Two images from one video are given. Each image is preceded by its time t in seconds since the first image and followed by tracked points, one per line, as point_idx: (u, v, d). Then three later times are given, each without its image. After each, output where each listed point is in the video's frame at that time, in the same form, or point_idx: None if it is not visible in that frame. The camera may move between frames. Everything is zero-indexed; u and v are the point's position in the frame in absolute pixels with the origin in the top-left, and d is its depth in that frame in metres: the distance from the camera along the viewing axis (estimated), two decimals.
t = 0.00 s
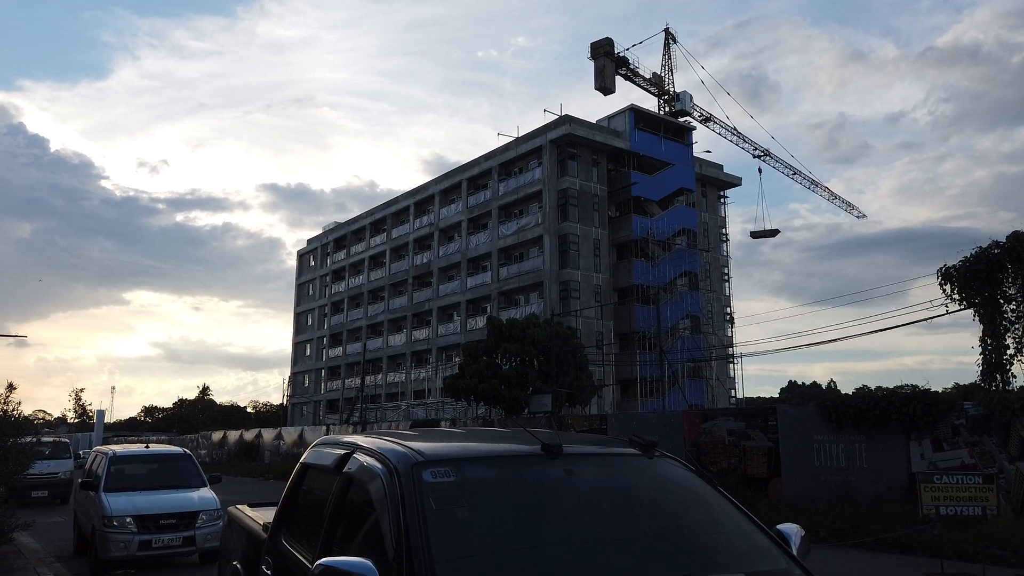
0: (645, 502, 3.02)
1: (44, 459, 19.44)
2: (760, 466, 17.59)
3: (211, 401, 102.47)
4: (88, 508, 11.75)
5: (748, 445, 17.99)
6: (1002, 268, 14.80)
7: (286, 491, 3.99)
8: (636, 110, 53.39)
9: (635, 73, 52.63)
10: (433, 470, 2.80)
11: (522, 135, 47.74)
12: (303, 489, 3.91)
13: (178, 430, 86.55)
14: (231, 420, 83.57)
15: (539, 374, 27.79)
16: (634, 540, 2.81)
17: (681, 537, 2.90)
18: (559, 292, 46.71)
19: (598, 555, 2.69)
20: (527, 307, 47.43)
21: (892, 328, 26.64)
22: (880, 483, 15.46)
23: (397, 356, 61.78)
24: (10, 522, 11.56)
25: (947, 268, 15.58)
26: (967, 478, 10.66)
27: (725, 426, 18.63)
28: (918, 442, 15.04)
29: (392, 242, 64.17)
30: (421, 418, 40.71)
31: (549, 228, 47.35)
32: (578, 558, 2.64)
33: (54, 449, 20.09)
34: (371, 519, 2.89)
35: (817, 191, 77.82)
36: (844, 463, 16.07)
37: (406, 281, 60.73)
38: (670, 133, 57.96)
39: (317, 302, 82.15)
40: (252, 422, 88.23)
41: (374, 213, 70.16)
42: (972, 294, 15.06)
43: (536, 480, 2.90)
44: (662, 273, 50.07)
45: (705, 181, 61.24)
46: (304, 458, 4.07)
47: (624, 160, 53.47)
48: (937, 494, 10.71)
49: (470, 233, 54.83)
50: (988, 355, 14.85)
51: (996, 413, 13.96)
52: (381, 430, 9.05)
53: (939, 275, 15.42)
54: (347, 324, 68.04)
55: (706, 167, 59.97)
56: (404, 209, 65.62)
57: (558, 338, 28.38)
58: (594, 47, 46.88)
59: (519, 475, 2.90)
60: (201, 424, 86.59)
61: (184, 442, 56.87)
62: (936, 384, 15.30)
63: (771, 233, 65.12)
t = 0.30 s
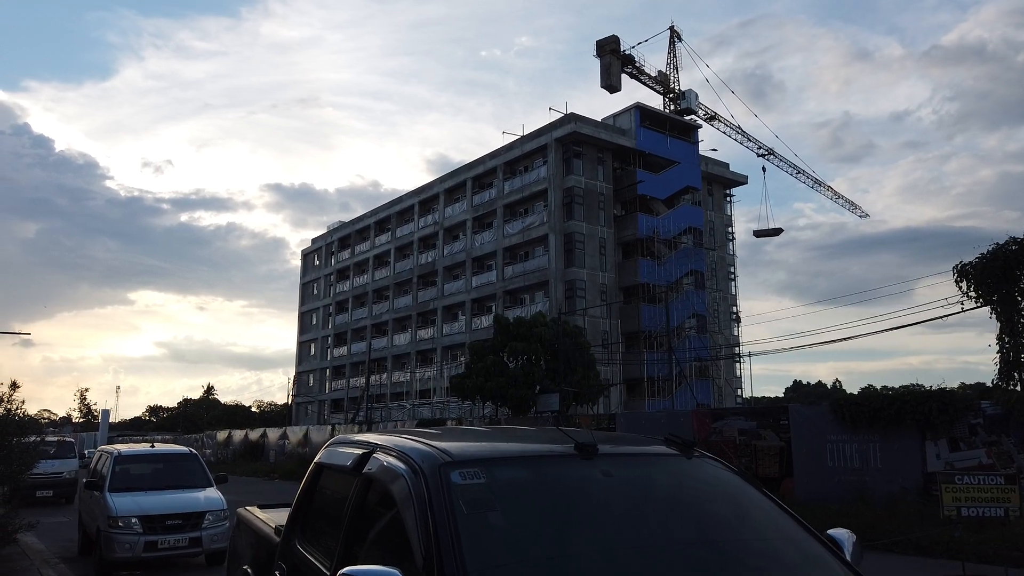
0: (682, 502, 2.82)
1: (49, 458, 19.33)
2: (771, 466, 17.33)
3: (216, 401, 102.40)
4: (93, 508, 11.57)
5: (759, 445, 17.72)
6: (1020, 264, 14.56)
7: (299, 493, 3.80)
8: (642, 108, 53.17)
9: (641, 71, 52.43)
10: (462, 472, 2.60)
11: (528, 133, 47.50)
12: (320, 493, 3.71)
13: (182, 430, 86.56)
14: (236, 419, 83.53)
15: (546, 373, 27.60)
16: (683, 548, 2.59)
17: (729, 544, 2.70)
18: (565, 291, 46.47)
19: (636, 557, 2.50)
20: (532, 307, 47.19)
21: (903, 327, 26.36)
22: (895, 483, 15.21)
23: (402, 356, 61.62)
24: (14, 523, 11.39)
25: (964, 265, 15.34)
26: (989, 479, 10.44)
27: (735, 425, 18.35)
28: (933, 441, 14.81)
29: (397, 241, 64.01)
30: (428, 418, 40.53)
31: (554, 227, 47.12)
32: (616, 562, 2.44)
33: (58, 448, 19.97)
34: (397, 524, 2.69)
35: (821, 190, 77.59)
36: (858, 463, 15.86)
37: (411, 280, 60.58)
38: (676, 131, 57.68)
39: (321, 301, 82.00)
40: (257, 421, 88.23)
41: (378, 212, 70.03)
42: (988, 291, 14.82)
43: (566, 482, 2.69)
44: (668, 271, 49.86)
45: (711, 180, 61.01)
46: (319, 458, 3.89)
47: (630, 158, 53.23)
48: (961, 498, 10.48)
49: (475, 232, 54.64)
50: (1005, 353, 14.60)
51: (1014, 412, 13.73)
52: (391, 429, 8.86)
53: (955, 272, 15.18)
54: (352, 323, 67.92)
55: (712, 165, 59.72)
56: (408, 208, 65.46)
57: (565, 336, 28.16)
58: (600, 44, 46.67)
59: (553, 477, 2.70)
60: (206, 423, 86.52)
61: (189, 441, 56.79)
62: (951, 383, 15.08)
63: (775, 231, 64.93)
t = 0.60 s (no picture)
0: (738, 510, 2.65)
1: (55, 459, 19.22)
2: (784, 468, 17.11)
3: (221, 402, 102.37)
4: (101, 509, 11.43)
5: (772, 446, 17.48)
6: None
7: (322, 498, 3.64)
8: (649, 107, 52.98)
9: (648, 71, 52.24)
10: (504, 477, 2.42)
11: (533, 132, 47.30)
12: (343, 498, 3.53)
13: (188, 430, 86.59)
14: (241, 420, 83.53)
15: (554, 373, 27.44)
16: (744, 559, 2.42)
17: (793, 555, 2.53)
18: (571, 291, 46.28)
19: (696, 568, 2.32)
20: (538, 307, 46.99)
21: (914, 328, 26.12)
22: (910, 486, 15.01)
23: (407, 356, 61.48)
24: (21, 524, 11.26)
25: (980, 264, 15.10)
26: (1013, 481, 10.24)
27: (748, 426, 18.14)
28: (951, 443, 14.61)
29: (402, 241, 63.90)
30: (434, 418, 40.42)
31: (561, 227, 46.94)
32: None
33: (65, 448, 19.86)
34: (434, 532, 2.51)
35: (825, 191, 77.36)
36: (874, 465, 15.66)
37: (416, 281, 60.45)
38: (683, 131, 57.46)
39: (326, 301, 81.96)
40: (263, 422, 88.21)
41: (384, 212, 69.97)
42: (1006, 291, 14.59)
43: (612, 487, 2.52)
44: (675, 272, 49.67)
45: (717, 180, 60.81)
46: (342, 461, 3.72)
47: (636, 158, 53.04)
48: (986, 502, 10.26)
49: (481, 232, 54.49)
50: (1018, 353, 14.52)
51: None
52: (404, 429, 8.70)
53: (972, 271, 14.94)
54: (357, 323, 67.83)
55: (719, 165, 59.50)
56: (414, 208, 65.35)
57: (573, 336, 27.99)
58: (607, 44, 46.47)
59: (601, 484, 2.53)
60: (211, 424, 86.53)
61: (195, 442, 56.70)
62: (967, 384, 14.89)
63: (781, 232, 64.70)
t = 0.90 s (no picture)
0: (798, 515, 2.48)
1: (62, 459, 19.14)
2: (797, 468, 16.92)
3: (226, 402, 102.38)
4: (108, 510, 11.28)
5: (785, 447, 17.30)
6: None
7: (343, 498, 3.50)
8: (655, 107, 52.78)
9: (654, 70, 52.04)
10: (547, 481, 2.25)
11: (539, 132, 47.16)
12: (365, 501, 3.37)
13: (193, 430, 86.57)
14: (246, 420, 83.52)
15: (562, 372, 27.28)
16: (810, 568, 2.25)
17: (859, 562, 2.36)
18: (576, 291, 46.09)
19: None
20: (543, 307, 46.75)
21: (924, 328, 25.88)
22: (925, 488, 14.81)
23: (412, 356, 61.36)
24: (27, 526, 11.12)
25: (997, 262, 14.92)
26: None
27: (760, 427, 17.98)
28: (968, 444, 14.40)
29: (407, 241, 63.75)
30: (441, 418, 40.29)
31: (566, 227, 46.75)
32: None
33: (71, 448, 19.75)
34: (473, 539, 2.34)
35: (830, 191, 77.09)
36: (889, 466, 15.46)
37: (421, 281, 60.33)
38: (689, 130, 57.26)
39: (332, 301, 81.94)
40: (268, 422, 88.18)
41: (389, 212, 69.89)
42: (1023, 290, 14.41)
43: (664, 490, 2.35)
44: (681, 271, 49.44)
45: (724, 179, 60.58)
46: (363, 462, 3.57)
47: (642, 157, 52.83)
48: (995, 552, 9.87)
49: (486, 232, 54.34)
50: None
51: None
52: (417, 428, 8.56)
53: (989, 269, 14.75)
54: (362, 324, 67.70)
55: (725, 164, 59.30)
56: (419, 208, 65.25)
57: (581, 336, 27.83)
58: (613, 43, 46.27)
59: (650, 487, 2.36)
60: (216, 424, 86.56)
61: (199, 442, 56.62)
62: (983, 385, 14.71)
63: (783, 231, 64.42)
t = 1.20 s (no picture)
0: (856, 517, 2.30)
1: (67, 459, 19.00)
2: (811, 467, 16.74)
3: (231, 401, 102.36)
4: (114, 511, 11.13)
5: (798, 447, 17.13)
6: None
7: (361, 497, 3.35)
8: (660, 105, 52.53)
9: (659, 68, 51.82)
10: (589, 481, 2.07)
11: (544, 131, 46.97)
12: (386, 502, 3.21)
13: (198, 430, 86.55)
14: (251, 420, 83.49)
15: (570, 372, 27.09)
16: None
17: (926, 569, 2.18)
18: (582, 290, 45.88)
19: None
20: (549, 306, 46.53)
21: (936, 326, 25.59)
22: (940, 487, 14.64)
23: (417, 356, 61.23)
24: (32, 527, 10.98)
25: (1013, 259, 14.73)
26: None
27: (771, 426, 17.83)
28: (984, 442, 14.20)
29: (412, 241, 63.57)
30: (446, 418, 40.13)
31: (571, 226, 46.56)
32: None
33: (76, 448, 19.58)
34: (507, 546, 2.17)
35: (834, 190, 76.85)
36: (903, 466, 15.28)
37: (426, 280, 60.17)
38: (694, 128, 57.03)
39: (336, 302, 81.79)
40: (273, 422, 88.16)
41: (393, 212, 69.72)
42: None
43: (717, 491, 2.17)
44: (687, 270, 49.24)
45: (729, 178, 60.30)
46: (381, 461, 3.41)
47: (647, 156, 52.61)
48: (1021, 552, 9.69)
49: (491, 231, 54.15)
50: None
51: None
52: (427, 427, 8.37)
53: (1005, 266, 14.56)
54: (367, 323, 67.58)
55: (730, 163, 59.00)
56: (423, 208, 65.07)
57: (588, 335, 27.64)
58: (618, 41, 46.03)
59: (699, 487, 2.18)
60: (221, 424, 86.55)
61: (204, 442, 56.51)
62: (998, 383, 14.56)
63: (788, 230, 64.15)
